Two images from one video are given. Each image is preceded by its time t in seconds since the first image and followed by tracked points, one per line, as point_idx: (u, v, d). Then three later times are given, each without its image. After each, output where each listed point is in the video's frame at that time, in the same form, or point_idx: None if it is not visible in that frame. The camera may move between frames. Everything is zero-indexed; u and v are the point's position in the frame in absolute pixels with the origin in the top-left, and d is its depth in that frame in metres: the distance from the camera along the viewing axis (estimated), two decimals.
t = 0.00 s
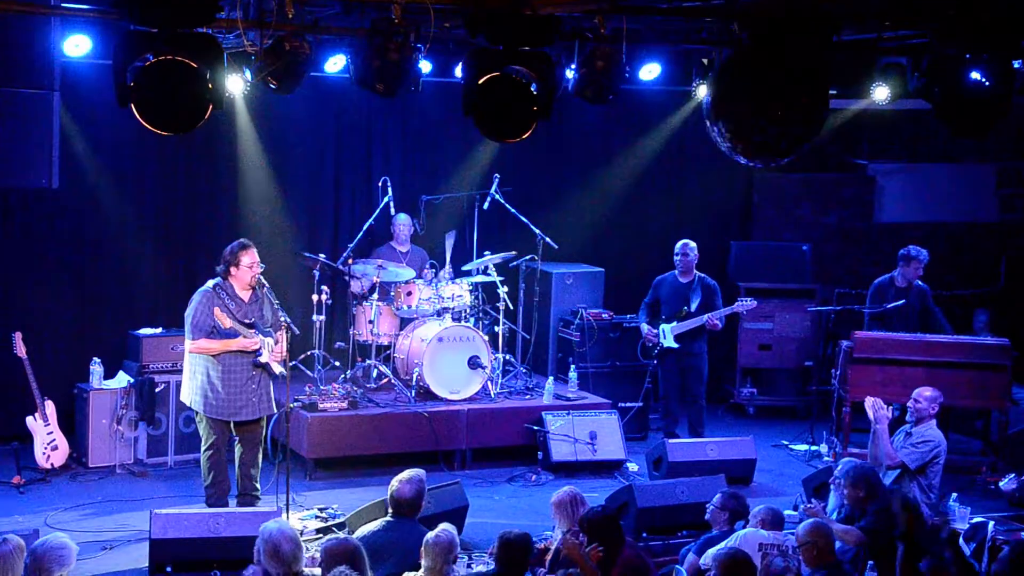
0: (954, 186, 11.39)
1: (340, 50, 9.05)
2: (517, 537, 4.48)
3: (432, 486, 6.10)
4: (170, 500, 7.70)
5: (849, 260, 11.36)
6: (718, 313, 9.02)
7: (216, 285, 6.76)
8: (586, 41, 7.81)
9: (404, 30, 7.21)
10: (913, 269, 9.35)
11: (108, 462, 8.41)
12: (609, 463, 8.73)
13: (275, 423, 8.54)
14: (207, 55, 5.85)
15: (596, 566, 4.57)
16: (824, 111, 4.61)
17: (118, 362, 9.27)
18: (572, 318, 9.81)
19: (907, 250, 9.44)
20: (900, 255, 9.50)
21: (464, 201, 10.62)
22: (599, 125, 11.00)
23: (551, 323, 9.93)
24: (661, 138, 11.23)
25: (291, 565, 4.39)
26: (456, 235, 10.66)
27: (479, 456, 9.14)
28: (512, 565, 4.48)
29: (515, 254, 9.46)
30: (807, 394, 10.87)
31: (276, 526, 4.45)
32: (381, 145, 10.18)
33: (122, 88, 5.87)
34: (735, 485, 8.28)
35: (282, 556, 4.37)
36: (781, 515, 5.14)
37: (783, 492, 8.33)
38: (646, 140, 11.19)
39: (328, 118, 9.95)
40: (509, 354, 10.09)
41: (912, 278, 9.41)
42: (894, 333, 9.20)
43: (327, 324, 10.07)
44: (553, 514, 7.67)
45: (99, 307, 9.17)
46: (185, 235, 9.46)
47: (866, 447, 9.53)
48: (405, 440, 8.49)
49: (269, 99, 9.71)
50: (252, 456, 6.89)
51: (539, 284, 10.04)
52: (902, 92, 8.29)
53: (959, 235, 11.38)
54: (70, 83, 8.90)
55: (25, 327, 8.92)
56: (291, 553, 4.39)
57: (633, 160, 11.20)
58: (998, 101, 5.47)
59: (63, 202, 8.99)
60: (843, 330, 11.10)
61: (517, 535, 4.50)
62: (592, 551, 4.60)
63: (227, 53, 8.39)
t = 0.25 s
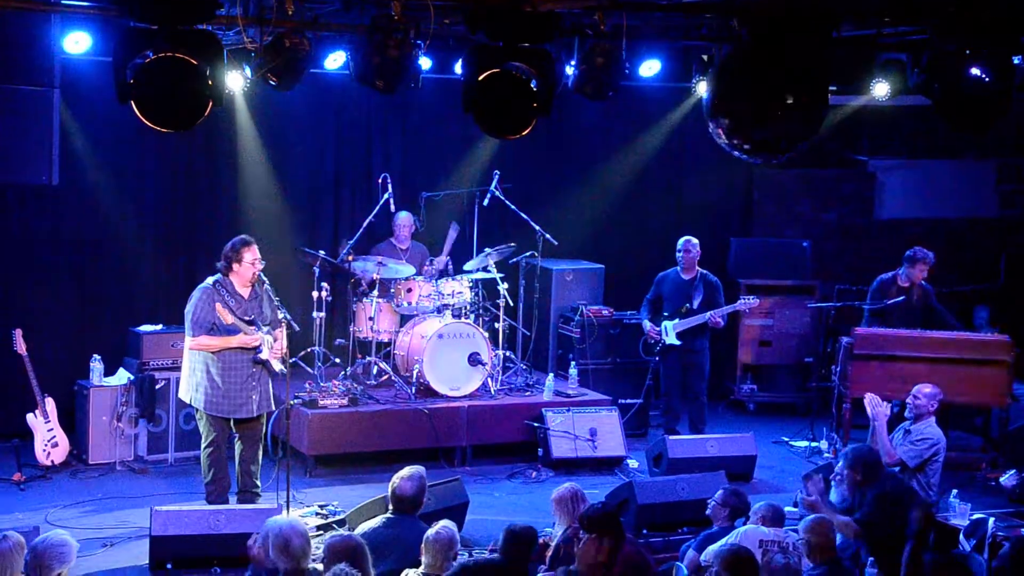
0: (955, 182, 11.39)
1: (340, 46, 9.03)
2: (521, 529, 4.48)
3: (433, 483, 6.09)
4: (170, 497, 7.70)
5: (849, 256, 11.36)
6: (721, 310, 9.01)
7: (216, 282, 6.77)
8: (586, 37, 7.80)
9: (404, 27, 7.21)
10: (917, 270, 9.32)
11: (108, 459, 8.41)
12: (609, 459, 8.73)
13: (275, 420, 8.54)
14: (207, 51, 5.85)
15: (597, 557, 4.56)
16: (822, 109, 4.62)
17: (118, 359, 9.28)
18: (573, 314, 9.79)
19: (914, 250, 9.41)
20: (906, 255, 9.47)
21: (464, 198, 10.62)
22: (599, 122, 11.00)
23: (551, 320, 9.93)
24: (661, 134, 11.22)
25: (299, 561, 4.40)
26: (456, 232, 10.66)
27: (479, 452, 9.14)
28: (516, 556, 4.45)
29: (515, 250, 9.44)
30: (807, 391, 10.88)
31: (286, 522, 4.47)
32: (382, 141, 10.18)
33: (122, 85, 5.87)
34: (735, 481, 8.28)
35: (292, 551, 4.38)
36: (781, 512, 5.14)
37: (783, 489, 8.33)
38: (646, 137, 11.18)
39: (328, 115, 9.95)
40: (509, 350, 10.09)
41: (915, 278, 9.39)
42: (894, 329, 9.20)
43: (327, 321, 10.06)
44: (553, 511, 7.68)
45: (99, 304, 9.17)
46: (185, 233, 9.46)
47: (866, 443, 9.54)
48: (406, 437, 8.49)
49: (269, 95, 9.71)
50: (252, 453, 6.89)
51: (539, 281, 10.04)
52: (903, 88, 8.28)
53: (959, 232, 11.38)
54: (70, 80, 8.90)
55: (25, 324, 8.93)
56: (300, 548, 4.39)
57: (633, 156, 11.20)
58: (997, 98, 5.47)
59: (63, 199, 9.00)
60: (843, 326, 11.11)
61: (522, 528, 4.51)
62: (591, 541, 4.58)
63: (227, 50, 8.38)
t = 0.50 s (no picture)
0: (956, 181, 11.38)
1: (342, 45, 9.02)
2: (524, 516, 4.50)
3: (433, 482, 6.09)
4: (171, 497, 7.70)
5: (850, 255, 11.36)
6: (722, 309, 9.04)
7: (217, 281, 6.77)
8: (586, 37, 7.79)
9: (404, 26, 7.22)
10: (917, 265, 9.34)
11: (108, 459, 8.41)
12: (610, 458, 8.73)
13: (276, 419, 8.54)
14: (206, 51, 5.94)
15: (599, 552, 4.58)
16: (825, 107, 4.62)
17: (119, 359, 9.28)
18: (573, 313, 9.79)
19: (911, 245, 9.42)
20: (903, 250, 9.48)
21: (465, 197, 10.62)
22: (600, 121, 10.99)
23: (552, 319, 9.92)
24: (662, 133, 11.22)
25: (302, 562, 4.38)
26: (457, 231, 10.66)
27: (480, 452, 9.15)
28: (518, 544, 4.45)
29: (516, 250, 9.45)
30: (808, 390, 10.88)
31: (290, 523, 4.46)
32: (383, 141, 10.19)
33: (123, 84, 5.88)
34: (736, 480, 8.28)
35: (295, 552, 4.37)
36: (784, 511, 5.11)
37: (784, 488, 8.33)
38: (646, 136, 11.18)
39: (329, 115, 9.96)
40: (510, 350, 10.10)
41: (915, 273, 9.41)
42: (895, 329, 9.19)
43: (328, 320, 10.06)
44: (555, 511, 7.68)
45: (100, 304, 9.17)
46: (185, 232, 9.46)
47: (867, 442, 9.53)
48: (407, 436, 8.49)
49: (270, 95, 9.71)
50: (253, 453, 6.89)
51: (540, 280, 10.03)
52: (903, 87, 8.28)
53: (960, 231, 11.38)
54: (71, 80, 8.90)
55: (26, 324, 8.93)
56: (303, 550, 4.38)
57: (633, 155, 11.19)
58: (997, 97, 5.47)
59: (64, 199, 9.00)
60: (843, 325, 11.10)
61: (524, 516, 4.53)
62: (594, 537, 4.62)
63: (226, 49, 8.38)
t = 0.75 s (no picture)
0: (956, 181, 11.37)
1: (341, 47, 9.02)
2: (527, 503, 4.59)
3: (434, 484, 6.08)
4: (172, 499, 7.70)
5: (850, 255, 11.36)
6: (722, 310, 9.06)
7: (217, 283, 6.77)
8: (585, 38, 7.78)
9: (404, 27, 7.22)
10: (911, 263, 9.33)
11: (109, 460, 8.42)
12: (610, 459, 8.73)
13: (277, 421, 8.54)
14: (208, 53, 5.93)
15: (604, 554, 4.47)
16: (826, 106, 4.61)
17: (119, 361, 9.28)
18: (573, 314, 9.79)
19: (904, 244, 9.40)
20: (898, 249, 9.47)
21: (465, 198, 10.63)
22: (599, 122, 10.99)
23: (552, 321, 9.92)
24: (661, 134, 11.22)
25: (297, 567, 4.38)
26: (457, 232, 10.67)
27: (481, 453, 9.15)
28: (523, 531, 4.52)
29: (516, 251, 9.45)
30: (808, 390, 10.88)
31: (289, 526, 4.46)
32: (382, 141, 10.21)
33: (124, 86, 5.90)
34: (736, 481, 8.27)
35: (291, 556, 4.37)
36: (784, 512, 5.12)
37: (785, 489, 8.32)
38: (646, 137, 11.18)
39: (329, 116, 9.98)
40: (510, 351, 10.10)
41: (911, 272, 9.41)
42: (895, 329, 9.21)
43: (329, 321, 10.07)
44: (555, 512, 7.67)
45: (100, 305, 9.18)
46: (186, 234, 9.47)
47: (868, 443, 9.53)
48: (407, 438, 8.49)
49: (270, 96, 9.71)
50: (253, 454, 6.89)
51: (540, 282, 10.05)
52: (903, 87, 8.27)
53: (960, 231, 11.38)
54: (70, 82, 8.90)
55: (26, 325, 8.93)
56: (299, 555, 4.38)
57: (633, 156, 11.20)
58: (998, 98, 5.48)
59: (64, 200, 9.00)
60: (844, 325, 11.10)
61: (527, 504, 4.61)
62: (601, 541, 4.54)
63: (226, 51, 8.32)
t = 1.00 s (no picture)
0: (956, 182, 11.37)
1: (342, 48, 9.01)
2: (520, 489, 4.45)
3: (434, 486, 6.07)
4: (172, 500, 7.70)
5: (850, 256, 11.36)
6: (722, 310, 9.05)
7: (216, 284, 6.77)
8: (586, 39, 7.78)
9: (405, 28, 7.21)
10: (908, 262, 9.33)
11: (110, 462, 8.41)
12: (611, 460, 8.73)
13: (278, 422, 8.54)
14: (207, 54, 5.87)
15: (601, 555, 4.56)
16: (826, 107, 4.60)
17: (120, 362, 9.28)
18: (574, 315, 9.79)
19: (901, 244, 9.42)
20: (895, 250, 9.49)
21: (465, 199, 10.62)
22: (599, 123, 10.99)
23: (553, 322, 9.92)
24: (662, 134, 11.22)
25: (297, 567, 4.38)
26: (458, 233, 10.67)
27: (481, 454, 9.14)
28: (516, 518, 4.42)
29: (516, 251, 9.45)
30: (809, 391, 10.88)
31: (290, 526, 4.46)
32: (382, 141, 10.20)
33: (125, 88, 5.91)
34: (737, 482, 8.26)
35: (290, 556, 4.37)
36: (784, 513, 5.13)
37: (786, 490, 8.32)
38: (646, 137, 11.18)
39: (329, 116, 9.96)
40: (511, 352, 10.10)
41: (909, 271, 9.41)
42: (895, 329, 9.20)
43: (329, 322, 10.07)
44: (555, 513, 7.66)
45: (100, 306, 9.17)
46: (186, 235, 9.47)
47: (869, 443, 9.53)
48: (407, 439, 8.49)
49: (270, 97, 9.70)
50: (254, 455, 6.89)
51: (540, 283, 10.05)
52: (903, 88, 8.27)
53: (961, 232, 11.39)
54: (70, 83, 8.90)
55: (26, 327, 8.93)
56: (299, 554, 4.38)
57: (634, 157, 11.20)
58: (998, 98, 5.45)
59: (64, 201, 9.00)
60: (844, 326, 11.10)
61: (521, 489, 4.48)
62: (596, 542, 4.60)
63: (226, 52, 8.31)
